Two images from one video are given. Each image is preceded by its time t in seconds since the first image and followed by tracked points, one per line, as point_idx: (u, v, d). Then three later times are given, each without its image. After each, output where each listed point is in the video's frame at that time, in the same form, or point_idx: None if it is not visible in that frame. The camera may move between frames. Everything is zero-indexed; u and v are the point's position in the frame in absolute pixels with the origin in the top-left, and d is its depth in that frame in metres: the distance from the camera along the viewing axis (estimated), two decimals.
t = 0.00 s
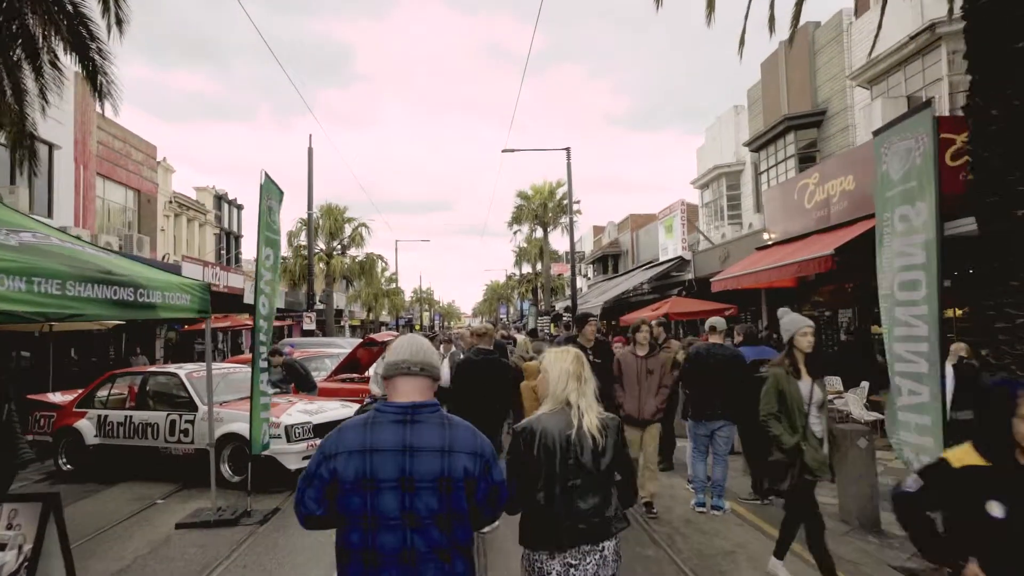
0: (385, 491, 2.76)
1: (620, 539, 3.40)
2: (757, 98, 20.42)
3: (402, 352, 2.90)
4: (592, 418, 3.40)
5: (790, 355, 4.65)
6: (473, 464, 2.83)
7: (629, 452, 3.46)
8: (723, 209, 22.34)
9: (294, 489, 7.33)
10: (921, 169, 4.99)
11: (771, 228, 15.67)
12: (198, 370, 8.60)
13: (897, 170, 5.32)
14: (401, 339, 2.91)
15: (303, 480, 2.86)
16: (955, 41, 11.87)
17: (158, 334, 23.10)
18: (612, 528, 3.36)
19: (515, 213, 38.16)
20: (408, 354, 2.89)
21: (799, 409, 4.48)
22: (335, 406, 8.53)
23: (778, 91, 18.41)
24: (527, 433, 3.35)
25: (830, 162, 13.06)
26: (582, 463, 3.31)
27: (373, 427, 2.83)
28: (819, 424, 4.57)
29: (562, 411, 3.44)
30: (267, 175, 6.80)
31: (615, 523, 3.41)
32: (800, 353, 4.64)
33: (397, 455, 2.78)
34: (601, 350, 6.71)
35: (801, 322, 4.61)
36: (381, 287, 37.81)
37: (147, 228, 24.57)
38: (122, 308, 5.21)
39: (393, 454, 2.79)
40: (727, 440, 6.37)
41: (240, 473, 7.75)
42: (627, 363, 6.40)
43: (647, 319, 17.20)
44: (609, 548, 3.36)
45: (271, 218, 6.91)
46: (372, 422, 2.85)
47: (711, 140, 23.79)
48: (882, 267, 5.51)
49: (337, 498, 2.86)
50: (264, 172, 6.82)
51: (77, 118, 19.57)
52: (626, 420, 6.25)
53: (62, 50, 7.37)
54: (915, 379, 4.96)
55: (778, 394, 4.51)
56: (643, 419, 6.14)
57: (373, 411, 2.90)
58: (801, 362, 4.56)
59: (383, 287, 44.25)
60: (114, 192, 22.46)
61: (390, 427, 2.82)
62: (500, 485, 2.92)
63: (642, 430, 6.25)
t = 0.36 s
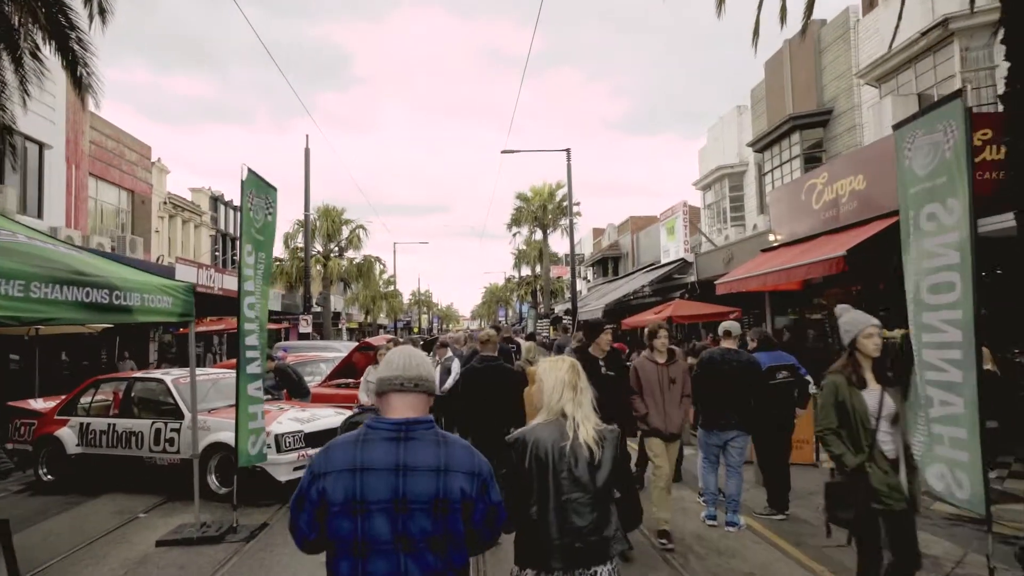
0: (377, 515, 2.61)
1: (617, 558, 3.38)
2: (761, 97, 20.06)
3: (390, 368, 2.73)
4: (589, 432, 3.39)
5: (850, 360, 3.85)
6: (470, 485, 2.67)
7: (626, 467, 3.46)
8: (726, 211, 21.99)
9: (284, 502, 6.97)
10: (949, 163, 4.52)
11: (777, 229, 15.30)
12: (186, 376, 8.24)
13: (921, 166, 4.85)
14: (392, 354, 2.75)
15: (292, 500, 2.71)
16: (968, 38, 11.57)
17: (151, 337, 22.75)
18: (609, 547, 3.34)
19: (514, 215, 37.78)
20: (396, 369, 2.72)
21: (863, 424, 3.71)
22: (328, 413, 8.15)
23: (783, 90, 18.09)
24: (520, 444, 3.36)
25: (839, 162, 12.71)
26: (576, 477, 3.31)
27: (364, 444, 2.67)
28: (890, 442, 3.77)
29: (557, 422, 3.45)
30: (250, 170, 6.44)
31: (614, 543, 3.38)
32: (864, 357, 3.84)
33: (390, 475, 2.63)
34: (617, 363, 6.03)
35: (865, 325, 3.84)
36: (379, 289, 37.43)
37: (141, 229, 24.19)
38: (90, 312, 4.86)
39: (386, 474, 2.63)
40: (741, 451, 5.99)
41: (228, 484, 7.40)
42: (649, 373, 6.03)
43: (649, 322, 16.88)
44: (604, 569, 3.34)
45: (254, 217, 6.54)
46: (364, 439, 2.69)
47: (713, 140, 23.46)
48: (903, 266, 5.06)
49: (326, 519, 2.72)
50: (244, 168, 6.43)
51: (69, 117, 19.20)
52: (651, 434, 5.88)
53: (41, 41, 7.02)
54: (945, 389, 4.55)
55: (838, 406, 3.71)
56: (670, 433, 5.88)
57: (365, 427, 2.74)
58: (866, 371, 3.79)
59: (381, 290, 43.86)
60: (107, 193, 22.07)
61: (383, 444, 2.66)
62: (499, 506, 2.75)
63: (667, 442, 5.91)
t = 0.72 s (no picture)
0: (402, 522, 2.59)
1: None
2: (765, 97, 19.77)
3: (420, 374, 2.74)
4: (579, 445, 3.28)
5: (944, 374, 3.50)
6: (496, 494, 2.67)
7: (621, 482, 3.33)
8: (729, 213, 21.69)
9: (277, 516, 6.63)
10: (995, 156, 4.20)
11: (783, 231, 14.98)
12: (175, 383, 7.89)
13: (965, 159, 4.51)
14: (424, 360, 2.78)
15: (315, 503, 2.69)
16: (982, 33, 11.34)
17: (146, 341, 22.41)
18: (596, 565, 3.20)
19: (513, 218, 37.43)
20: (427, 376, 2.74)
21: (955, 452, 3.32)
22: (324, 421, 7.81)
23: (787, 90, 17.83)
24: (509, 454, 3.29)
25: (849, 163, 12.44)
26: (564, 494, 3.18)
27: (391, 448, 2.65)
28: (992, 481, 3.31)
29: (548, 432, 3.34)
30: (237, 169, 6.14)
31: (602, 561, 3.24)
32: (961, 375, 3.46)
33: (417, 481, 2.61)
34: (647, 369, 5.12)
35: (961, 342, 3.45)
36: (376, 293, 37.04)
37: (135, 232, 23.81)
38: (61, 314, 4.53)
39: (413, 481, 2.61)
40: (756, 461, 5.63)
41: (217, 496, 7.05)
42: (678, 383, 5.19)
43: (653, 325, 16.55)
44: None
45: (243, 217, 6.24)
46: (391, 444, 2.68)
47: (715, 142, 23.18)
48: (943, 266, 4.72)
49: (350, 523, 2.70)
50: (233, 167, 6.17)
51: (62, 118, 18.87)
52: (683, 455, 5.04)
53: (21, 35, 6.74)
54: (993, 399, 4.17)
55: (923, 431, 3.39)
56: (705, 454, 4.98)
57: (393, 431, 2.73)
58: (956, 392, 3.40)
59: (379, 293, 43.46)
60: (100, 195, 21.71)
61: (411, 449, 2.65)
62: (522, 515, 2.75)
63: (702, 466, 5.05)
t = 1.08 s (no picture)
0: (413, 547, 2.32)
1: None
2: (769, 98, 19.48)
3: (429, 389, 2.50)
4: (580, 453, 3.50)
5: None
6: (512, 512, 2.41)
7: (621, 489, 3.54)
8: (732, 216, 21.41)
9: (270, 534, 6.31)
10: None
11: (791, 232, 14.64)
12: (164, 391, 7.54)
13: None
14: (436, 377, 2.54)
15: (315, 530, 2.40)
16: (995, 30, 11.06)
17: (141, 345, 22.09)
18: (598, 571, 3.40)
19: (513, 221, 37.13)
20: (438, 391, 2.50)
21: None
22: (320, 432, 7.49)
23: (792, 91, 17.59)
24: (512, 462, 3.53)
25: (858, 163, 12.16)
26: (562, 500, 3.39)
27: (399, 467, 2.40)
28: None
29: (546, 441, 3.59)
30: (231, 166, 5.80)
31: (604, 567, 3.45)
32: None
33: (427, 502, 2.35)
34: (683, 384, 4.68)
35: None
36: (375, 297, 36.72)
37: (129, 235, 23.47)
38: (30, 320, 4.18)
39: (424, 502, 2.35)
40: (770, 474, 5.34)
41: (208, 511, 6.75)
42: (716, 397, 4.63)
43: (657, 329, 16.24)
44: None
45: (238, 218, 5.89)
46: (398, 462, 2.42)
47: (718, 143, 22.92)
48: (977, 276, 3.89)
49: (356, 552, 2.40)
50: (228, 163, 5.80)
51: (54, 118, 18.56)
52: (719, 478, 4.54)
53: None
54: None
55: None
56: (744, 477, 4.47)
57: (399, 449, 2.47)
58: None
59: (378, 297, 43.13)
60: (94, 197, 21.39)
61: (420, 467, 2.39)
62: (540, 536, 2.49)
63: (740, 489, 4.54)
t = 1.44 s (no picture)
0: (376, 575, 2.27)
1: None
2: (770, 99, 19.23)
3: (395, 403, 2.47)
4: (588, 464, 3.35)
5: None
6: (481, 535, 2.34)
7: (631, 502, 3.39)
8: (732, 218, 21.14)
9: (256, 549, 5.98)
10: None
11: (795, 234, 14.36)
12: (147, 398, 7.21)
13: None
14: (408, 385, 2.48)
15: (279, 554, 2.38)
16: (1004, 27, 10.80)
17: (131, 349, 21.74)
18: None
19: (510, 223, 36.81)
20: (406, 403, 2.46)
21: None
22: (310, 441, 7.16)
23: (794, 91, 17.34)
24: (521, 476, 3.36)
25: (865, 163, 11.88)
26: (573, 515, 3.26)
27: (361, 491, 2.33)
28: None
29: (552, 456, 3.43)
30: (215, 159, 5.40)
31: None
32: None
33: (390, 527, 2.29)
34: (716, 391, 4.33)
35: None
36: (371, 300, 36.38)
37: (121, 237, 23.13)
38: None
39: (387, 528, 2.29)
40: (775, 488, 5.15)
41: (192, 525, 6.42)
42: (776, 419, 4.20)
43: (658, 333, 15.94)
44: None
45: (223, 215, 5.51)
46: (360, 484, 2.36)
47: (717, 145, 22.67)
48: None
49: None
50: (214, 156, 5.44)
51: (43, 116, 18.25)
52: (779, 510, 4.13)
53: None
54: None
55: None
56: (810, 510, 4.07)
57: (364, 469, 2.41)
58: None
59: (374, 300, 42.73)
60: (85, 198, 21.05)
61: (382, 491, 2.33)
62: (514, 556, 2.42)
63: (801, 522, 4.14)
